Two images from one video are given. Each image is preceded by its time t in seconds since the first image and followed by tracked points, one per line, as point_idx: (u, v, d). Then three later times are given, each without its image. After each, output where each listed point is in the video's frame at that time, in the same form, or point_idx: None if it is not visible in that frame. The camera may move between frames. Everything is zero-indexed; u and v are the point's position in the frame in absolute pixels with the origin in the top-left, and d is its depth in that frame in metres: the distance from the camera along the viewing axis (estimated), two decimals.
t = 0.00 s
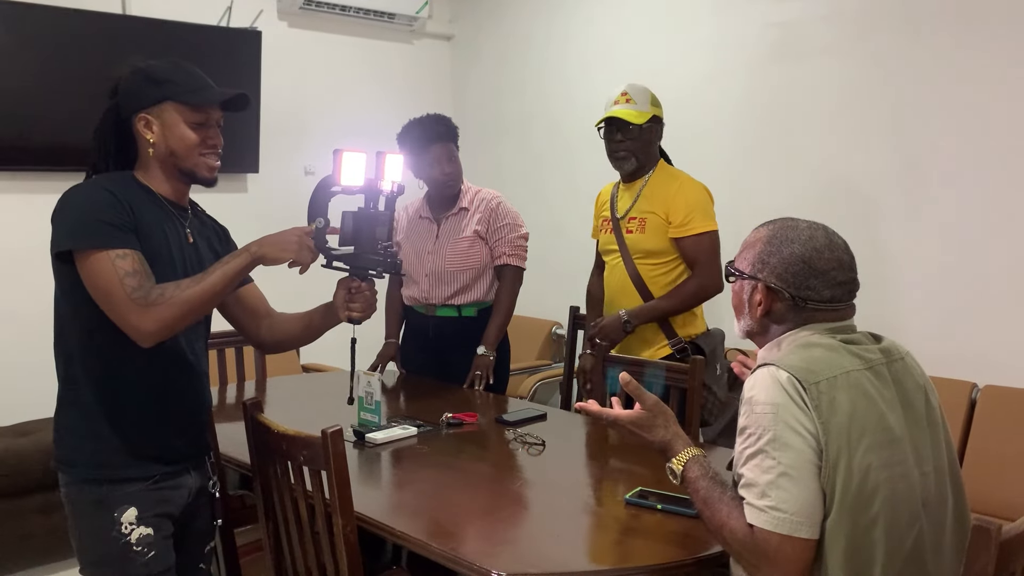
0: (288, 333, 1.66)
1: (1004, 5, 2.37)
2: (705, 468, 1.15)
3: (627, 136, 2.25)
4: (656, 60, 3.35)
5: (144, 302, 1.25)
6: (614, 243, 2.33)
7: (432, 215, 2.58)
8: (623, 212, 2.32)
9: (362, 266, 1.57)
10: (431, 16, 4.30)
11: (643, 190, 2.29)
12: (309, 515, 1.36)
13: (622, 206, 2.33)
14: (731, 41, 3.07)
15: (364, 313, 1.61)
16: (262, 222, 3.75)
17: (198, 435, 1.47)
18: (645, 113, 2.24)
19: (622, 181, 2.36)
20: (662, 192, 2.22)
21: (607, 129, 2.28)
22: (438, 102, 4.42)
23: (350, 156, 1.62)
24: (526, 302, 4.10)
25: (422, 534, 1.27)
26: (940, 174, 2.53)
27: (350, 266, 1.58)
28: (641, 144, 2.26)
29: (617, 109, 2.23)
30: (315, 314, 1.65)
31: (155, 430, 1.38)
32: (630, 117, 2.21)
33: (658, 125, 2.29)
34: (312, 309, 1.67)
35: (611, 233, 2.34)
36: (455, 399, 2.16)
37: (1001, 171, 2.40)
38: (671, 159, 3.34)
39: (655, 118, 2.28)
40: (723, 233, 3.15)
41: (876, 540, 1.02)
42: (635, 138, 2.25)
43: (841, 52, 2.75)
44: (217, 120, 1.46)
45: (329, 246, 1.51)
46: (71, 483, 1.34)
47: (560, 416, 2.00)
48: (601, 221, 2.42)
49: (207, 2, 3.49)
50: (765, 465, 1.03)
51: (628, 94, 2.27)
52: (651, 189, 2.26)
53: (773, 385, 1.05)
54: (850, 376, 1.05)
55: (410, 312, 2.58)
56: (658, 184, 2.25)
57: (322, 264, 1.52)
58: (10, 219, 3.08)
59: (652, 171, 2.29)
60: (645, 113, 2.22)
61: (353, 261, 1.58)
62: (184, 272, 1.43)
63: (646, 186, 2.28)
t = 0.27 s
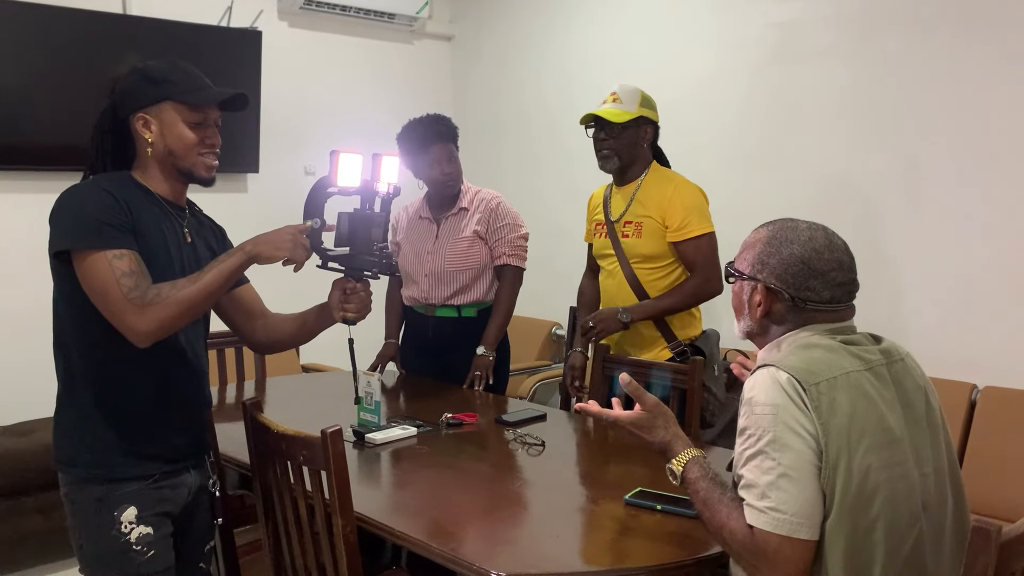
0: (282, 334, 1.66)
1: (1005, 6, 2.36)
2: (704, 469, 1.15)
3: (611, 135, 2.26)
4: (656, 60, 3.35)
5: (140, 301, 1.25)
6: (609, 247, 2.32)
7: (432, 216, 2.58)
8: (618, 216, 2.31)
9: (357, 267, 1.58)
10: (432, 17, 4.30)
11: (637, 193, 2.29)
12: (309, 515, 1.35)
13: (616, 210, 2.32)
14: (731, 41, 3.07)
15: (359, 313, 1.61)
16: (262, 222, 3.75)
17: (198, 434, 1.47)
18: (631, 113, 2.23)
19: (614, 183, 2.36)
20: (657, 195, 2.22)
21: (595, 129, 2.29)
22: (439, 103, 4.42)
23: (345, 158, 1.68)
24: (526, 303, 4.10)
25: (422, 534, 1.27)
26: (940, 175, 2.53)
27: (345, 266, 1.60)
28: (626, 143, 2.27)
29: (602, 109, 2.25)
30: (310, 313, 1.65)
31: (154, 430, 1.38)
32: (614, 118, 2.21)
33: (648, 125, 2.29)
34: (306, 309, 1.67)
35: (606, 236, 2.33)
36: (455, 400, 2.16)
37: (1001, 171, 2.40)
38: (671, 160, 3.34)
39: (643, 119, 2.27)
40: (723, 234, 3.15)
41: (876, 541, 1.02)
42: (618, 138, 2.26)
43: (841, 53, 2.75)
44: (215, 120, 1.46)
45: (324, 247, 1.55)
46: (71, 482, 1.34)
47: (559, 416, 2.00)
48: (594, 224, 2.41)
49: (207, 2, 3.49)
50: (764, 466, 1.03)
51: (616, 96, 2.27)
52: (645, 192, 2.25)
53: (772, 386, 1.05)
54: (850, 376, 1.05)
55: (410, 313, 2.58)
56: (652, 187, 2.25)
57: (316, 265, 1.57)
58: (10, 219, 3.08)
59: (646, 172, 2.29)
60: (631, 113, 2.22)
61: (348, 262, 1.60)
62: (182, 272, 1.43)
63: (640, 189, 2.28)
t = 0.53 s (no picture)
0: (279, 336, 1.66)
1: (1004, 7, 2.37)
2: (705, 470, 1.14)
3: (592, 137, 2.24)
4: (656, 62, 3.35)
5: (136, 304, 1.25)
6: (599, 251, 2.30)
7: (432, 217, 2.58)
8: (608, 219, 2.29)
9: (353, 270, 1.59)
10: (432, 19, 4.30)
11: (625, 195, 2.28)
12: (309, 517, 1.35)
13: (605, 213, 2.31)
14: (731, 43, 3.07)
15: (355, 316, 1.62)
16: (262, 224, 3.75)
17: (197, 436, 1.47)
18: (613, 115, 2.22)
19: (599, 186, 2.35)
20: (648, 197, 2.21)
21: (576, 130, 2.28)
22: (439, 105, 4.42)
23: (341, 161, 1.63)
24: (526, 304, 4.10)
25: (422, 537, 1.27)
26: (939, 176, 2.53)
27: (341, 270, 1.60)
28: (609, 145, 2.26)
29: (584, 111, 2.23)
30: (305, 316, 1.65)
31: (153, 431, 1.38)
32: (594, 120, 2.20)
33: (631, 127, 2.27)
34: (302, 312, 1.67)
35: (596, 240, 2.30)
36: (455, 401, 2.16)
37: (1001, 173, 2.40)
38: (671, 162, 3.34)
39: (626, 120, 2.26)
40: (723, 235, 3.15)
41: (877, 543, 1.02)
42: (599, 140, 2.25)
43: (840, 55, 2.75)
44: (212, 122, 1.46)
45: (319, 250, 1.55)
46: (70, 484, 1.34)
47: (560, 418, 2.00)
48: (581, 228, 2.38)
49: (206, 4, 3.49)
50: (765, 468, 1.03)
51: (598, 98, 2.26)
52: (635, 194, 2.24)
53: (773, 388, 1.05)
54: (852, 378, 1.05)
55: (410, 314, 2.59)
56: (641, 188, 2.24)
57: (312, 267, 1.57)
58: (10, 221, 3.08)
59: (632, 174, 2.29)
60: (613, 114, 2.20)
61: (344, 266, 1.59)
62: (179, 273, 1.43)
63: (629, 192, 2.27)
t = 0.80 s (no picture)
0: (278, 340, 1.66)
1: (1002, 9, 2.37)
2: (706, 474, 1.14)
3: (558, 144, 2.22)
4: (654, 66, 3.36)
5: (135, 309, 1.25)
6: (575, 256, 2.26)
7: (431, 221, 2.58)
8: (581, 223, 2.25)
9: (350, 275, 1.59)
10: (430, 23, 4.31)
11: (595, 198, 2.25)
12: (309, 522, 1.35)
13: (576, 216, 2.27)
14: (729, 46, 3.08)
15: (352, 321, 1.61)
16: (261, 228, 3.75)
17: (196, 440, 1.47)
18: (578, 121, 2.19)
19: (565, 193, 2.32)
20: (621, 197, 2.20)
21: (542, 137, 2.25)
22: (438, 108, 4.42)
23: (338, 167, 1.62)
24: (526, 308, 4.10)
25: (423, 541, 1.26)
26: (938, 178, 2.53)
27: (338, 274, 1.59)
28: (574, 151, 2.23)
29: (548, 118, 2.21)
30: (302, 320, 1.66)
31: (152, 436, 1.37)
32: (560, 127, 2.17)
33: (595, 132, 2.25)
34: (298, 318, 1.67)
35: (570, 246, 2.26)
36: (454, 405, 2.16)
37: (1000, 174, 2.40)
38: (669, 165, 3.34)
39: (591, 126, 2.23)
40: (722, 238, 3.15)
41: (878, 546, 1.01)
42: (566, 145, 2.22)
43: (839, 58, 2.75)
44: (209, 126, 1.46)
45: (317, 255, 1.53)
46: (69, 489, 1.34)
47: (559, 422, 2.00)
48: (551, 234, 2.33)
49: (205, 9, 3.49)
50: (766, 471, 1.03)
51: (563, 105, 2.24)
52: (606, 195, 2.23)
53: (774, 391, 1.05)
54: (852, 381, 1.05)
55: (410, 319, 2.59)
56: (612, 189, 2.23)
57: (309, 272, 1.55)
58: (9, 226, 3.08)
59: (599, 179, 2.27)
60: (578, 121, 2.18)
61: (341, 270, 1.59)
62: (178, 278, 1.43)
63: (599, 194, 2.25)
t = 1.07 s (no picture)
0: (277, 347, 1.66)
1: (1001, 12, 2.37)
2: (707, 478, 1.14)
3: (518, 148, 2.19)
4: (653, 70, 3.36)
5: (134, 314, 1.25)
6: (554, 262, 2.20)
7: (431, 226, 2.59)
8: (557, 227, 2.20)
9: (349, 281, 1.58)
10: (429, 27, 4.31)
11: (568, 202, 2.20)
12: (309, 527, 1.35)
13: (552, 220, 2.22)
14: (728, 49, 3.08)
15: (351, 327, 1.62)
16: (261, 233, 3.75)
17: (196, 446, 1.47)
18: (538, 125, 2.16)
19: (537, 199, 2.27)
20: (596, 198, 2.15)
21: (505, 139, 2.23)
22: (437, 113, 4.43)
23: (338, 172, 1.62)
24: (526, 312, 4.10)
25: (423, 546, 1.26)
26: (938, 181, 2.54)
27: (337, 280, 1.58)
28: (534, 155, 2.19)
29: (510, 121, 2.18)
30: (301, 327, 1.66)
31: (151, 442, 1.37)
32: (517, 130, 2.15)
33: (560, 136, 2.21)
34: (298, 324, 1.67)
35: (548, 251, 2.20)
36: (454, 410, 2.16)
37: (999, 176, 2.40)
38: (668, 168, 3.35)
39: (552, 130, 2.19)
40: (721, 242, 3.15)
41: (880, 550, 1.01)
42: (525, 149, 2.19)
43: (838, 61, 2.76)
44: (209, 132, 1.46)
45: (317, 261, 1.55)
46: (68, 495, 1.34)
47: (559, 425, 1.99)
48: (527, 241, 2.27)
49: (205, 15, 3.50)
50: (767, 475, 1.03)
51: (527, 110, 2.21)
52: (580, 197, 2.18)
53: (774, 395, 1.05)
54: (853, 384, 1.05)
55: (410, 323, 2.59)
56: (587, 191, 2.18)
57: (308, 278, 1.55)
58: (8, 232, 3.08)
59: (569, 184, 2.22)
60: (537, 124, 2.15)
61: (340, 276, 1.58)
62: (177, 283, 1.43)
63: (572, 197, 2.20)
